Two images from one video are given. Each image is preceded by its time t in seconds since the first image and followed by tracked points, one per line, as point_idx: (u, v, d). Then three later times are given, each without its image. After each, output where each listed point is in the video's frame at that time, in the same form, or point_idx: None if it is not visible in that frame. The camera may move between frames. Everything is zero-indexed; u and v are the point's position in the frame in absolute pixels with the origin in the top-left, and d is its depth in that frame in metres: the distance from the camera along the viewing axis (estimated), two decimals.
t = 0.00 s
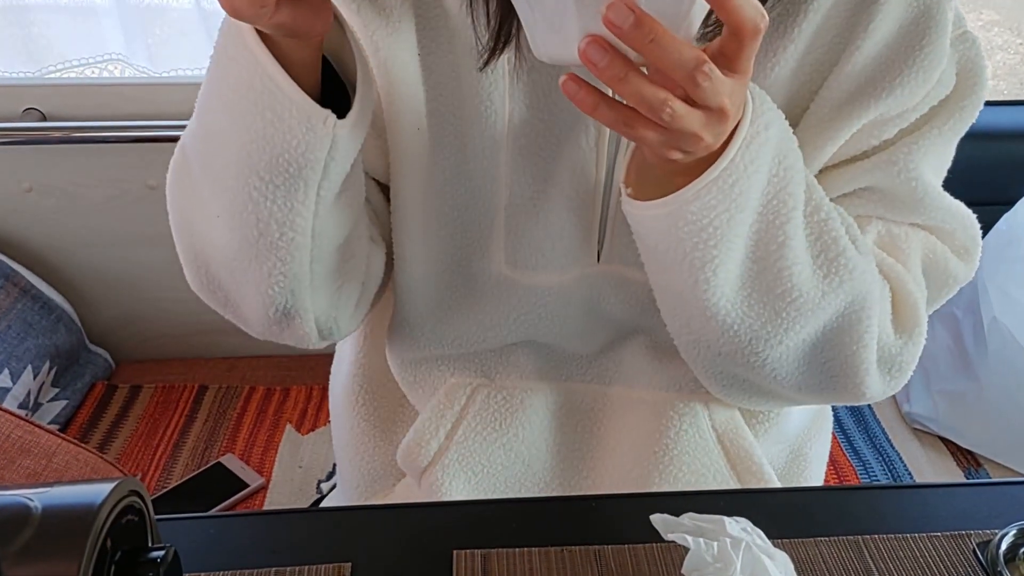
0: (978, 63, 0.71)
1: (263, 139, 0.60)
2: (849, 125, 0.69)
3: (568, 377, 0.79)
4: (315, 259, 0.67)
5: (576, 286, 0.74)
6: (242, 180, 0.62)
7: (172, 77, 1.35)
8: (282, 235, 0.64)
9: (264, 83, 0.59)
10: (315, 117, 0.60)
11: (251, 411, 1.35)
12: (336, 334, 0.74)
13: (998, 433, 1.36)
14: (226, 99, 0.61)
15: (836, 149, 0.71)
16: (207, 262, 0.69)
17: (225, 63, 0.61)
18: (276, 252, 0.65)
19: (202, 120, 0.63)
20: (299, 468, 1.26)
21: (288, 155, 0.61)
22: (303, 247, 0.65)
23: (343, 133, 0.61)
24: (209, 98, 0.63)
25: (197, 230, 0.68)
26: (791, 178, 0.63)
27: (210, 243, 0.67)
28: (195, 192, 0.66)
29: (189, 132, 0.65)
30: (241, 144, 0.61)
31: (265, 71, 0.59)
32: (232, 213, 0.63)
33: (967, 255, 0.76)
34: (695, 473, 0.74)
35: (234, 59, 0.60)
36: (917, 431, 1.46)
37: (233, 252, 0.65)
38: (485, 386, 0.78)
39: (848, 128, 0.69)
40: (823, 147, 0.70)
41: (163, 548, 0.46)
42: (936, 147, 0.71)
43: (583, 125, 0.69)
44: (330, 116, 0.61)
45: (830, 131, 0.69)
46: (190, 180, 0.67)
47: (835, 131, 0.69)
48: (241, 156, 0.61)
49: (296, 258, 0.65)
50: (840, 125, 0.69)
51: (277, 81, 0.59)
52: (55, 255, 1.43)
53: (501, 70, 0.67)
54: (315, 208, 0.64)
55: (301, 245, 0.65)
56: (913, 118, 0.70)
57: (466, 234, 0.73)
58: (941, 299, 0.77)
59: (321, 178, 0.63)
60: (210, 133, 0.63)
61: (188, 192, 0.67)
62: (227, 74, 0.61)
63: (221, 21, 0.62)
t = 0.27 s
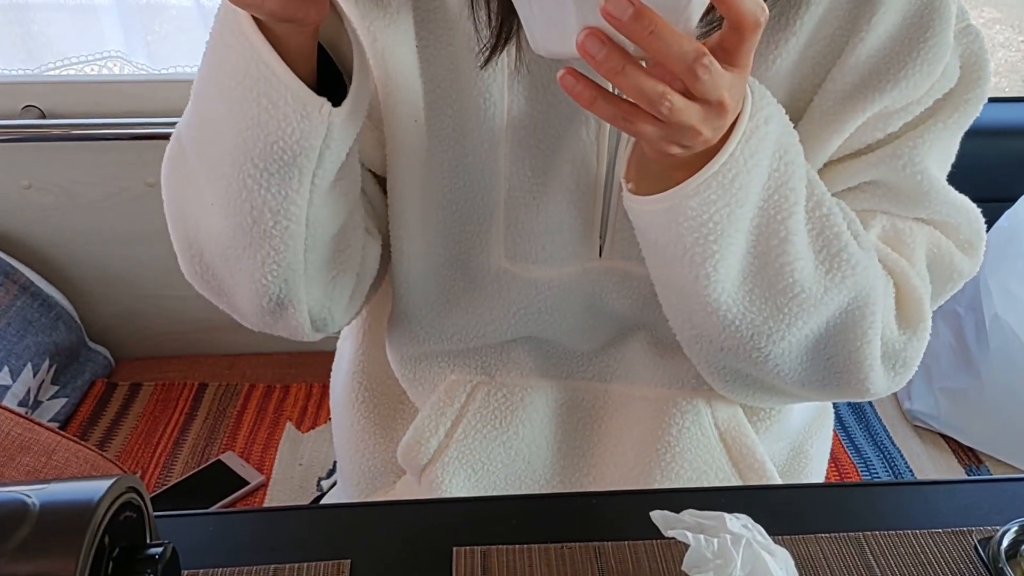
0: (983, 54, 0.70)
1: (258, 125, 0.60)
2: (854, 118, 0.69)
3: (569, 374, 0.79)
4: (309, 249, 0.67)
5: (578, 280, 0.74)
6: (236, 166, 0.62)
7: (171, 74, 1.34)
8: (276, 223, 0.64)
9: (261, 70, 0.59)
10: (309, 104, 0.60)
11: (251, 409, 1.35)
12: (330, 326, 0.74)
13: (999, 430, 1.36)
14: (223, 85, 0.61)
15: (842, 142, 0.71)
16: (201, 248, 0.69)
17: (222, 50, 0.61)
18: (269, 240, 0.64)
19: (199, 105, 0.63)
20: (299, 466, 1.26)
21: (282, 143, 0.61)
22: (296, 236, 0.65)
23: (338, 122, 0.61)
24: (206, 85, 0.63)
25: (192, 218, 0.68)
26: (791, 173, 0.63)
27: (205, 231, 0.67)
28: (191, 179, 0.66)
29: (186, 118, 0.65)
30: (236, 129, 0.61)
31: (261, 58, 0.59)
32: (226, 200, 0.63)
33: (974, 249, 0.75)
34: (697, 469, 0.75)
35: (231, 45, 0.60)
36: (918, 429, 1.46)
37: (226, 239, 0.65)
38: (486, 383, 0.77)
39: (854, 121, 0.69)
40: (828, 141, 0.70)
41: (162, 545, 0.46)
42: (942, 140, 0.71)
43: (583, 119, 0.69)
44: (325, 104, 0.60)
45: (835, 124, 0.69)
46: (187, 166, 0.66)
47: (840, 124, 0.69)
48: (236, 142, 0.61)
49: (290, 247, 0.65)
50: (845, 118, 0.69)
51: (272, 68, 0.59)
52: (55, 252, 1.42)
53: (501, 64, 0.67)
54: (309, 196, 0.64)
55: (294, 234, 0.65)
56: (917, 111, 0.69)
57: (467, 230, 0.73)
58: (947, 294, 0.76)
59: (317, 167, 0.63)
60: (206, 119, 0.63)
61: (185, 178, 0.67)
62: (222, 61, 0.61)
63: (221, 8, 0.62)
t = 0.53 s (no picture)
0: (984, 50, 0.70)
1: (237, 114, 0.60)
2: (855, 114, 0.68)
3: (569, 371, 0.78)
4: (290, 237, 0.67)
5: (577, 276, 0.73)
6: (216, 154, 0.61)
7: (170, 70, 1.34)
8: (256, 211, 0.64)
9: (238, 58, 0.58)
10: (290, 90, 0.59)
11: (250, 406, 1.35)
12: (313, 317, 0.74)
13: (1000, 427, 1.36)
14: (201, 71, 0.60)
15: (843, 138, 0.70)
16: (184, 233, 0.68)
17: (198, 29, 0.59)
18: (252, 227, 0.64)
19: (177, 88, 0.62)
20: (298, 463, 1.26)
21: (264, 130, 0.60)
22: (278, 223, 0.65)
23: (318, 111, 0.61)
24: (183, 64, 0.61)
25: (175, 199, 0.67)
26: (792, 166, 0.63)
27: (189, 214, 0.67)
28: (173, 160, 0.66)
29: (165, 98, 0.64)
30: (215, 117, 0.60)
31: (239, 41, 0.58)
32: (208, 186, 0.63)
33: (975, 245, 0.75)
34: (697, 467, 0.74)
35: (207, 29, 0.59)
36: (918, 426, 1.46)
37: (209, 225, 0.65)
38: (485, 380, 0.77)
39: (855, 117, 0.68)
40: (829, 136, 0.69)
41: (157, 541, 0.46)
42: (942, 136, 0.70)
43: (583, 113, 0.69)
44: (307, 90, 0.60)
45: (837, 119, 0.69)
46: (167, 149, 0.66)
47: (842, 120, 0.69)
48: (215, 131, 0.60)
49: (272, 234, 0.65)
50: (847, 113, 0.68)
51: (251, 51, 0.58)
52: (53, 249, 1.42)
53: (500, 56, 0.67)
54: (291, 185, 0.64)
55: (275, 223, 0.65)
56: (918, 107, 0.69)
57: (465, 226, 0.73)
58: (947, 290, 0.76)
59: (296, 154, 0.62)
60: (184, 104, 0.61)
61: (166, 161, 0.66)
62: (199, 41, 0.59)
63: None
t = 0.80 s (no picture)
0: (979, 47, 0.70)
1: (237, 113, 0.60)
2: (850, 110, 0.68)
3: (567, 368, 0.78)
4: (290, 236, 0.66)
5: (573, 272, 0.73)
6: (215, 153, 0.61)
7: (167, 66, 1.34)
8: (256, 210, 0.63)
9: (238, 56, 0.58)
10: (290, 90, 0.59)
11: (248, 402, 1.35)
12: (314, 313, 0.74)
13: (999, 423, 1.35)
14: (202, 71, 0.60)
15: (838, 135, 0.70)
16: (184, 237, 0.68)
17: (198, 29, 0.60)
18: (252, 228, 0.64)
19: (178, 89, 0.62)
20: (295, 460, 1.26)
21: (264, 130, 0.60)
22: (278, 223, 0.65)
23: (319, 110, 0.61)
24: (183, 64, 0.61)
25: (175, 201, 0.67)
26: (788, 162, 0.63)
27: (189, 215, 0.67)
28: (173, 161, 0.66)
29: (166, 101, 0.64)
30: (215, 116, 0.60)
31: (239, 41, 0.58)
32: (208, 186, 0.63)
33: (969, 241, 0.75)
34: (694, 462, 0.74)
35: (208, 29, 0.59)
36: (917, 422, 1.45)
37: (208, 226, 0.65)
38: (481, 376, 0.77)
39: (850, 113, 0.68)
40: (823, 133, 0.69)
41: (151, 537, 0.46)
42: (937, 132, 0.70)
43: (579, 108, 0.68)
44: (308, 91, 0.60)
45: (832, 116, 0.68)
46: (168, 152, 0.66)
47: (836, 116, 0.68)
48: (215, 130, 0.61)
49: (272, 235, 0.65)
50: (841, 109, 0.68)
51: (251, 51, 0.58)
52: (51, 246, 1.42)
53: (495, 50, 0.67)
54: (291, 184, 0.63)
55: (275, 221, 0.64)
56: (912, 104, 0.69)
57: (460, 221, 0.73)
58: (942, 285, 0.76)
59: (297, 155, 0.62)
60: (185, 104, 0.62)
61: (167, 164, 0.66)
62: (199, 41, 0.60)
63: None
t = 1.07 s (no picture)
0: (981, 36, 0.69)
1: (235, 105, 0.59)
2: (850, 102, 0.68)
3: (563, 360, 0.78)
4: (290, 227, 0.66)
5: (570, 266, 0.73)
6: (213, 144, 0.61)
7: (164, 61, 1.34)
8: (254, 201, 0.63)
9: (236, 48, 0.58)
10: (288, 82, 0.59)
11: (246, 398, 1.35)
12: (313, 304, 0.73)
13: (998, 419, 1.36)
14: (199, 62, 0.60)
15: (838, 126, 0.70)
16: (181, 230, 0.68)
17: (196, 20, 0.59)
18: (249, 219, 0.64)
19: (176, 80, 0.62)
20: (293, 455, 1.26)
21: (261, 122, 0.60)
22: (276, 215, 0.64)
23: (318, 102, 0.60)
24: (180, 55, 0.61)
25: (171, 193, 0.66)
26: (785, 156, 0.62)
27: (185, 208, 0.66)
28: (169, 153, 0.65)
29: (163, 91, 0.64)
30: (212, 107, 0.60)
31: (236, 32, 0.58)
32: (206, 177, 0.63)
33: (969, 238, 0.75)
34: (693, 456, 0.74)
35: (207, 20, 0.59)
36: (916, 418, 1.45)
37: (204, 216, 0.65)
38: (479, 369, 0.77)
39: (850, 105, 0.68)
40: (823, 125, 0.69)
41: (146, 531, 0.45)
42: (939, 123, 0.70)
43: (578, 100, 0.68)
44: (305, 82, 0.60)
45: (832, 107, 0.68)
46: (165, 142, 0.65)
47: (836, 108, 0.68)
48: (213, 121, 0.60)
49: (270, 227, 0.65)
50: (841, 101, 0.68)
51: (249, 43, 0.58)
52: (49, 242, 1.42)
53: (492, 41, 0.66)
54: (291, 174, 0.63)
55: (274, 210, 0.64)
56: (913, 95, 0.69)
57: (458, 214, 0.73)
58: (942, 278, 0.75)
59: (294, 146, 0.62)
60: (183, 94, 0.61)
61: (164, 155, 0.66)
62: (196, 32, 0.59)
63: None
